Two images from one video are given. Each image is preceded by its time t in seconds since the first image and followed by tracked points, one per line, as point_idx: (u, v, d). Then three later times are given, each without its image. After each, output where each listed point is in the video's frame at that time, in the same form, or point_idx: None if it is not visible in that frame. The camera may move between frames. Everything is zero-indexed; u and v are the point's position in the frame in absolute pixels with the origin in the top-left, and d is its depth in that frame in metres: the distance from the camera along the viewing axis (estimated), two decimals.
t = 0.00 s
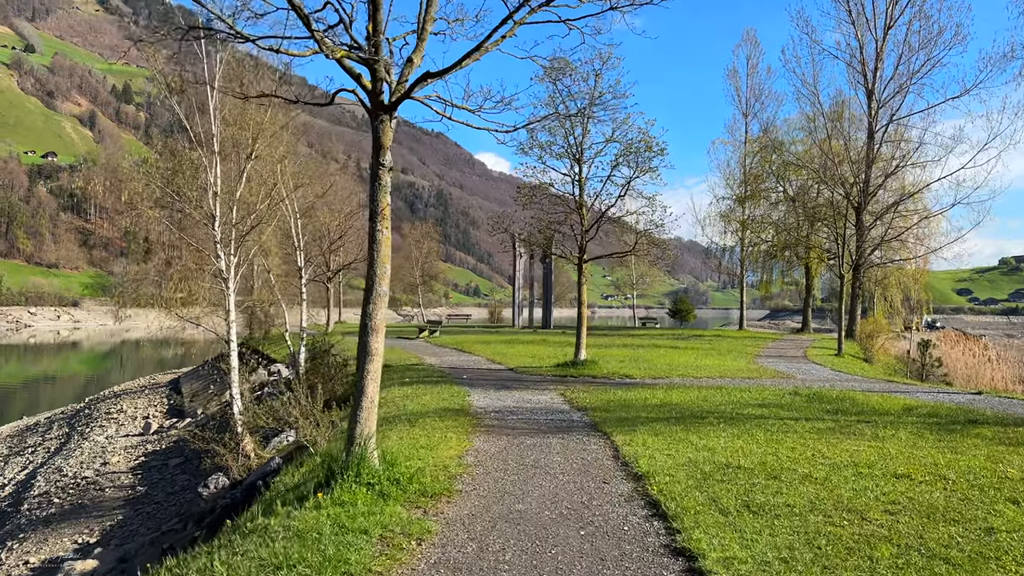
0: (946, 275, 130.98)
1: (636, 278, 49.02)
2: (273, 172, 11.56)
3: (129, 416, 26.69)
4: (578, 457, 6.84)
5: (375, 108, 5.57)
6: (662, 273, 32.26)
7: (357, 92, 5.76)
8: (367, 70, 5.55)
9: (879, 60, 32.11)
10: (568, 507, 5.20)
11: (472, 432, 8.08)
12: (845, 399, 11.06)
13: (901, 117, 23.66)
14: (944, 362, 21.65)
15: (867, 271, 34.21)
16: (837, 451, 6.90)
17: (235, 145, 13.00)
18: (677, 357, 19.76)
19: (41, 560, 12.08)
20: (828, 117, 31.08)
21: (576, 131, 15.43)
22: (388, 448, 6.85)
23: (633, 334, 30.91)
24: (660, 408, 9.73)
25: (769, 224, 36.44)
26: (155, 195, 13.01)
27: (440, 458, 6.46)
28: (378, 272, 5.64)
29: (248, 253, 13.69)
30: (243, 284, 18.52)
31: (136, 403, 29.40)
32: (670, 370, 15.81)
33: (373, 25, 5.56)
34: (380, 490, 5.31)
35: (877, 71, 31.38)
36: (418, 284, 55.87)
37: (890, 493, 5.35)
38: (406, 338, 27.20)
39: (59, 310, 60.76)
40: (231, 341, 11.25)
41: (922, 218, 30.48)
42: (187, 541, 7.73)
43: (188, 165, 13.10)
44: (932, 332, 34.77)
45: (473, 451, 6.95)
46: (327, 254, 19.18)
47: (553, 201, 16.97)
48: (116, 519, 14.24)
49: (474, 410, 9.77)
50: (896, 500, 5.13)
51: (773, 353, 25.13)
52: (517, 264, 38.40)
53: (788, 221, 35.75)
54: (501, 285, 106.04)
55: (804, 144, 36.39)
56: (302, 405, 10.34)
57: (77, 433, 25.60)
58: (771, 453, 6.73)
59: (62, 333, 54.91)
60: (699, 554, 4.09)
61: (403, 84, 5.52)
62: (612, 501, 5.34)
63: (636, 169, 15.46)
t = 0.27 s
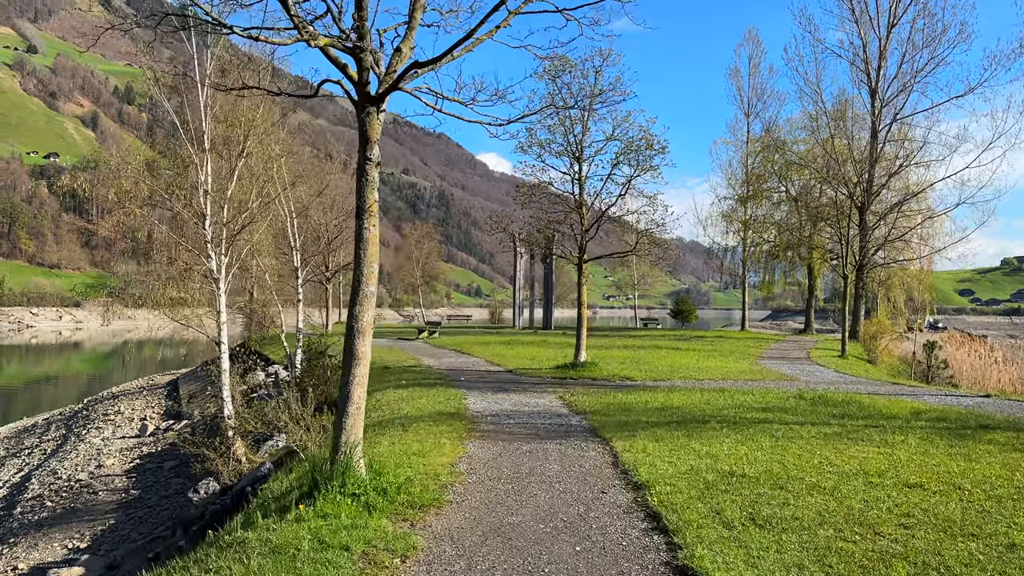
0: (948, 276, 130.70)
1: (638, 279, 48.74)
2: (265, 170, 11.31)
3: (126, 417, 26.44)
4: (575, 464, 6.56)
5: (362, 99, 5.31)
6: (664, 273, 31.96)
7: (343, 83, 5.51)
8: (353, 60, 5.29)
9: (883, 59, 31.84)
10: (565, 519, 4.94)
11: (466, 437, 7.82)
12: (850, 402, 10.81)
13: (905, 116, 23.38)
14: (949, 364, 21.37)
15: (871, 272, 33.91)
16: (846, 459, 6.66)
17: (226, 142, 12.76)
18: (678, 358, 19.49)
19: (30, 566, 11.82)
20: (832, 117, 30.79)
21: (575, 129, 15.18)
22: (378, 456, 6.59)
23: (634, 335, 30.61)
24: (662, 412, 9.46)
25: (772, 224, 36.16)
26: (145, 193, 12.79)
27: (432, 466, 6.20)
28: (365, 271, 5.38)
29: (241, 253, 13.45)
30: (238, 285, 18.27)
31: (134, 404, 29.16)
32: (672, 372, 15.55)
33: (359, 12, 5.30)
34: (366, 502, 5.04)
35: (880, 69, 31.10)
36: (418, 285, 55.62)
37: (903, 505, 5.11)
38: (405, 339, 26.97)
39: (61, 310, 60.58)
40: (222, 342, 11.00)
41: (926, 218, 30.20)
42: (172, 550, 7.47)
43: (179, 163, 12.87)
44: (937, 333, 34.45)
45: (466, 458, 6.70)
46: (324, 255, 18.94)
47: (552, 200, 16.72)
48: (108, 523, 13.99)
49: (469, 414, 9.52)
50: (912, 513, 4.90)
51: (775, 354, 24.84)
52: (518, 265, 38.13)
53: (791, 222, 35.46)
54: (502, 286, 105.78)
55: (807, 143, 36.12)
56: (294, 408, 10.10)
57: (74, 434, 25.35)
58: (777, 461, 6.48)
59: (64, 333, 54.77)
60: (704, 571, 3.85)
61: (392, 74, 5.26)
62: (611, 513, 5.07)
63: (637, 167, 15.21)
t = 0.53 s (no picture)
0: (951, 276, 130.31)
1: (640, 279, 48.47)
2: (256, 166, 11.03)
3: (123, 419, 26.18)
4: (572, 472, 6.27)
5: (347, 86, 5.04)
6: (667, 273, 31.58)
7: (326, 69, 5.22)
8: (336, 45, 5.00)
9: (887, 56, 31.52)
10: (561, 531, 4.65)
11: (460, 442, 7.52)
12: (857, 405, 10.54)
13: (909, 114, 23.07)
14: (956, 365, 21.06)
15: (875, 272, 33.57)
16: (857, 466, 6.36)
17: (216, 138, 12.49)
18: (680, 359, 19.18)
19: (17, 572, 11.54)
20: (835, 115, 30.47)
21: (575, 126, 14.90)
22: (367, 462, 6.31)
23: (636, 336, 30.34)
24: (664, 416, 9.17)
25: (774, 223, 35.87)
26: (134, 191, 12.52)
27: (423, 473, 5.93)
28: (351, 268, 5.09)
29: (233, 251, 13.18)
30: (234, 284, 18.02)
31: (132, 405, 28.90)
32: (674, 373, 15.27)
33: None
34: (352, 513, 4.76)
35: (884, 67, 30.79)
36: (419, 285, 55.36)
37: (920, 516, 4.83)
38: (404, 339, 26.72)
39: (62, 311, 60.46)
40: (212, 343, 10.74)
41: (931, 217, 29.89)
42: (155, 559, 7.19)
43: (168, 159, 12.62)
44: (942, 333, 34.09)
45: (460, 464, 6.42)
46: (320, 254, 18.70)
47: (552, 198, 16.43)
48: (99, 527, 13.72)
49: (465, 418, 9.23)
50: (930, 527, 4.61)
51: (779, 355, 24.53)
52: (518, 265, 37.86)
53: (794, 221, 35.12)
54: (503, 286, 105.52)
55: (810, 142, 35.83)
56: (287, 411, 9.83)
57: (70, 436, 25.10)
58: (785, 469, 6.18)
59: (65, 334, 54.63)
60: None
61: (379, 60, 4.99)
62: (610, 525, 4.78)
63: (638, 165, 14.94)
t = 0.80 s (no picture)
0: (954, 276, 129.77)
1: (642, 279, 48.18)
2: (247, 162, 10.74)
3: (120, 420, 25.92)
4: (569, 480, 5.97)
5: (330, 74, 4.78)
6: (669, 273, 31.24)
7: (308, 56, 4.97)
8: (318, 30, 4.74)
9: (892, 54, 31.18)
10: (557, 545, 4.38)
11: (454, 448, 7.23)
12: (864, 408, 10.25)
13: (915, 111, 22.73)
14: (963, 366, 20.74)
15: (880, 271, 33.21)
16: (868, 474, 6.07)
17: (206, 134, 12.19)
18: (683, 360, 18.88)
19: None
20: (840, 113, 30.12)
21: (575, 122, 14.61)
22: (354, 470, 6.03)
23: (638, 336, 30.04)
24: (666, 419, 8.87)
25: (778, 222, 35.55)
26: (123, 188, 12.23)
27: (412, 482, 5.66)
28: (334, 267, 4.82)
29: (225, 250, 12.89)
30: (229, 284, 17.77)
31: (130, 406, 28.65)
32: (676, 375, 14.98)
33: None
34: (335, 527, 4.48)
35: (889, 65, 30.45)
36: (419, 285, 55.05)
37: (938, 530, 4.55)
38: (404, 340, 26.47)
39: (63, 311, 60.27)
40: (202, 344, 10.45)
41: (936, 216, 29.55)
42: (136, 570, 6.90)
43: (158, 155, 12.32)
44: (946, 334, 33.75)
45: (453, 472, 6.15)
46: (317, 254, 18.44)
47: (552, 196, 16.13)
48: (90, 531, 13.44)
49: (460, 422, 8.93)
50: (949, 542, 4.33)
51: (783, 356, 24.18)
52: (519, 264, 37.59)
53: (798, 220, 34.80)
54: (505, 286, 105.26)
55: (813, 140, 35.51)
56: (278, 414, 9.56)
57: (67, 437, 24.85)
58: (793, 478, 5.89)
59: (66, 334, 54.45)
60: None
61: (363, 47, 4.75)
62: (609, 539, 4.50)
63: (639, 162, 14.66)
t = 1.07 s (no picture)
0: (959, 276, 129.17)
1: (644, 278, 47.88)
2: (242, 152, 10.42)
3: (118, 420, 25.69)
4: (568, 485, 5.68)
5: (312, 55, 4.53)
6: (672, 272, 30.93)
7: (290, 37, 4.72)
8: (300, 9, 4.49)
9: (897, 50, 30.83)
10: (552, 556, 4.12)
11: (448, 451, 6.95)
12: (873, 409, 9.96)
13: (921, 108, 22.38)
14: (971, 366, 20.41)
15: (885, 271, 32.83)
16: (883, 480, 5.78)
17: (197, 128, 11.93)
18: (686, 360, 18.56)
19: None
20: (844, 110, 29.77)
21: (576, 117, 14.33)
22: (342, 474, 5.78)
23: (641, 335, 29.73)
24: (669, 421, 8.59)
25: (781, 221, 35.23)
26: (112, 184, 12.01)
27: (403, 487, 5.40)
28: (318, 260, 4.55)
29: (218, 247, 12.65)
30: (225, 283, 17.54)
31: (128, 406, 28.43)
32: (679, 375, 14.70)
33: None
34: (317, 536, 4.21)
35: (894, 61, 30.11)
36: (421, 285, 54.81)
37: (960, 541, 4.27)
38: (404, 339, 26.24)
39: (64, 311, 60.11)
40: (193, 343, 10.22)
41: (942, 214, 29.21)
42: None
43: (149, 151, 12.12)
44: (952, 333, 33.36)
45: (446, 475, 5.89)
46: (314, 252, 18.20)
47: (553, 191, 15.83)
48: (82, 534, 13.18)
49: (457, 423, 8.66)
50: (973, 554, 4.05)
51: (787, 356, 23.87)
52: (521, 264, 37.32)
53: (802, 219, 34.48)
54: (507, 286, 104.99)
55: (817, 138, 35.19)
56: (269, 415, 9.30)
57: (64, 437, 24.63)
58: (804, 483, 5.61)
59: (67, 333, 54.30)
60: None
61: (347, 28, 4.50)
62: (608, 550, 4.22)
63: (641, 157, 14.38)
